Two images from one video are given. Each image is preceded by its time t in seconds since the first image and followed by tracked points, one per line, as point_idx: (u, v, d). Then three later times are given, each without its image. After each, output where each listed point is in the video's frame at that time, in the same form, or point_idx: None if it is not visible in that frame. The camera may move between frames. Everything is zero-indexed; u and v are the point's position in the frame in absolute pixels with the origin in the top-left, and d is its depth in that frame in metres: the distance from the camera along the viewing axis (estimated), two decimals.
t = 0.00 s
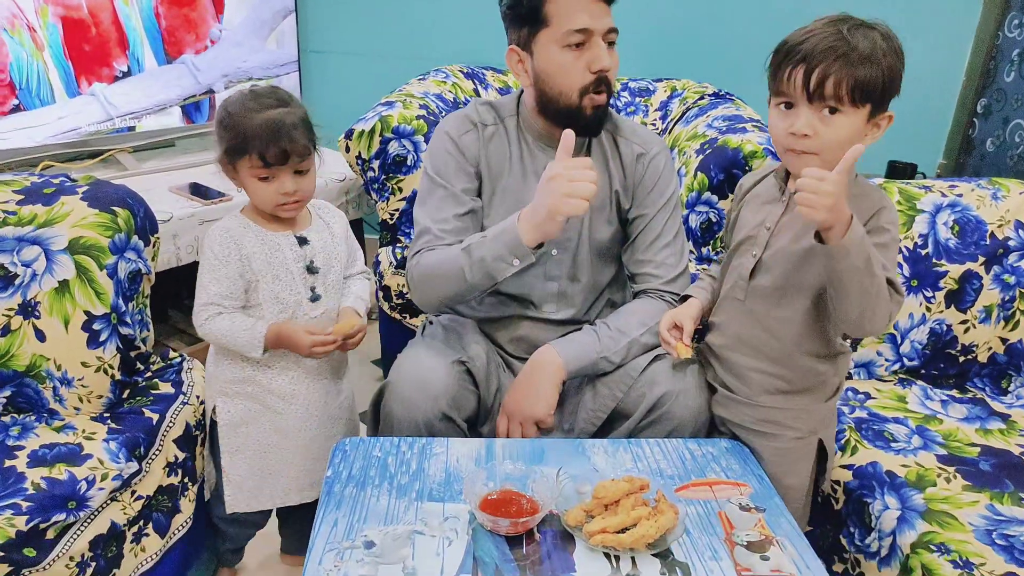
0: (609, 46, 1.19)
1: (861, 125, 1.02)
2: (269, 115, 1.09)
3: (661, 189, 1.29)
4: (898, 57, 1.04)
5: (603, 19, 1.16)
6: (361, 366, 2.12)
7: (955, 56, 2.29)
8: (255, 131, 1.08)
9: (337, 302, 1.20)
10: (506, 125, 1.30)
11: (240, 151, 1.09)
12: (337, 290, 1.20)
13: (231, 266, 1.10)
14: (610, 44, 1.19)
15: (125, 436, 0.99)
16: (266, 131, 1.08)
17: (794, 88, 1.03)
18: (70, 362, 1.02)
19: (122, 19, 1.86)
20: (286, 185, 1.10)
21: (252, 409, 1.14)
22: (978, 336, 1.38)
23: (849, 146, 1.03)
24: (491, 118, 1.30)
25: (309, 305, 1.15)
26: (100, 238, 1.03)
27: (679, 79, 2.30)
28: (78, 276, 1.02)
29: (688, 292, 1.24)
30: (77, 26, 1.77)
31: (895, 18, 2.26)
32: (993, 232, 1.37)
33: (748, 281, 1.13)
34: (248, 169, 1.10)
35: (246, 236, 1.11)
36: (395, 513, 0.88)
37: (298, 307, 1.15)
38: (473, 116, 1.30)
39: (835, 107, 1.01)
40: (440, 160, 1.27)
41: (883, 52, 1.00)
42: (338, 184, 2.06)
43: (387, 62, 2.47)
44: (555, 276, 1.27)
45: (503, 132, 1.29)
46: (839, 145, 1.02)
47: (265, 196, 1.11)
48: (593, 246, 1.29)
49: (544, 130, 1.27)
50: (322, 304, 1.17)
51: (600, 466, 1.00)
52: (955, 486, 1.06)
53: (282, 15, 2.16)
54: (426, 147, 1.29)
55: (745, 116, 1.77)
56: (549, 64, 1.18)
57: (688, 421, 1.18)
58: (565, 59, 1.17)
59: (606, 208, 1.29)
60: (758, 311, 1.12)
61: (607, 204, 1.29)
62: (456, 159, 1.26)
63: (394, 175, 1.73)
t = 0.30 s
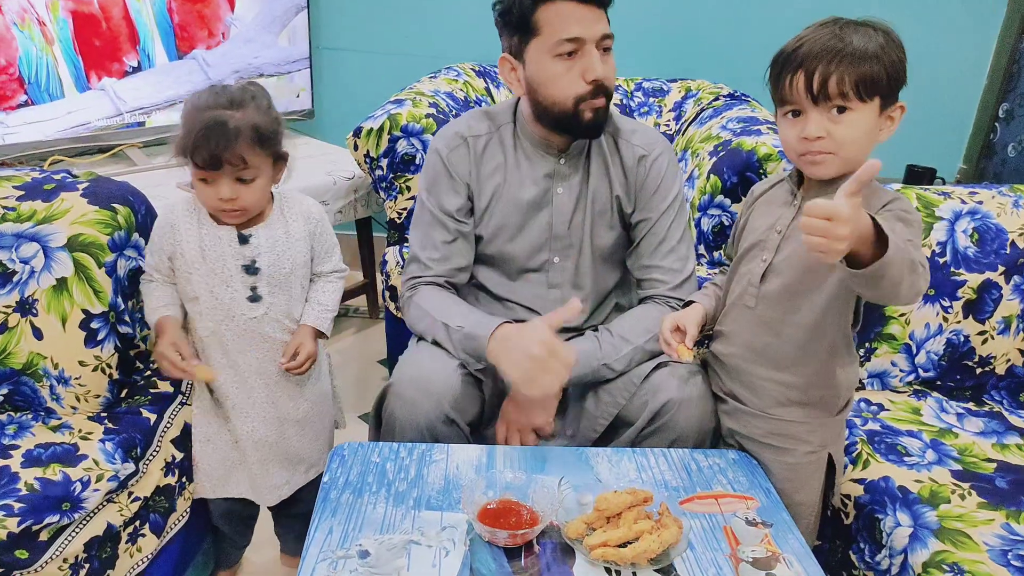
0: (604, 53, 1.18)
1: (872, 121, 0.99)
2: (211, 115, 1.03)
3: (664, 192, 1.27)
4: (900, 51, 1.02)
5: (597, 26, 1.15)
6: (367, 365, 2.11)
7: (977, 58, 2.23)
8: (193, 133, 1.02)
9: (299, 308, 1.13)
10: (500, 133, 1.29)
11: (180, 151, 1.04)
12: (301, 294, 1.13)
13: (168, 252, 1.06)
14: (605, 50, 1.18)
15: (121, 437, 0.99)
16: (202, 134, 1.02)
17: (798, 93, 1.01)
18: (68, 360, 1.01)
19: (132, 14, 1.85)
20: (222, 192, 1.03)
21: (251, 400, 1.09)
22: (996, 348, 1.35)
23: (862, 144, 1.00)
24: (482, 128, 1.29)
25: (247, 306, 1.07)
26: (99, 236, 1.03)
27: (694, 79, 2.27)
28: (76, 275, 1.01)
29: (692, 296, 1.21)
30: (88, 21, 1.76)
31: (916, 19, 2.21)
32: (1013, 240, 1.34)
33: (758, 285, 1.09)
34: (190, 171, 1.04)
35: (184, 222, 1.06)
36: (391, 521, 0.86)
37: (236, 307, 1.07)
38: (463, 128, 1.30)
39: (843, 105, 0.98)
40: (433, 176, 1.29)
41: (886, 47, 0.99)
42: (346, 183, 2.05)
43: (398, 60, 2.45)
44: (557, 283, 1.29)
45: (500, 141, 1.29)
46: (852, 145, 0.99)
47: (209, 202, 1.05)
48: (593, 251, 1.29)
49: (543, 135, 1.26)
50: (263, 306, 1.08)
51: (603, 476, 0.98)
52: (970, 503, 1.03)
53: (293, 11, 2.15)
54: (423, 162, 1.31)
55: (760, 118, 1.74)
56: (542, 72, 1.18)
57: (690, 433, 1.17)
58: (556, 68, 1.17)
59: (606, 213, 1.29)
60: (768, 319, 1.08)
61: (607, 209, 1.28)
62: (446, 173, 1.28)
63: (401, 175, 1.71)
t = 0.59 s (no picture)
0: (585, 71, 1.17)
1: (863, 132, 0.98)
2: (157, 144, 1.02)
3: (649, 207, 1.26)
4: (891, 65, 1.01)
5: (579, 43, 1.15)
6: (366, 380, 2.10)
7: (979, 71, 2.23)
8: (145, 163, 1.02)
9: (304, 324, 1.16)
10: (483, 149, 1.29)
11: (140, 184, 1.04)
12: (296, 303, 1.14)
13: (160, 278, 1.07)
14: (588, 67, 1.17)
15: (110, 459, 0.99)
16: (151, 164, 1.01)
17: (787, 107, 1.01)
18: (58, 380, 1.02)
19: (132, 29, 1.85)
20: (180, 221, 1.03)
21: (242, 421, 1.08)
22: (999, 365, 1.33)
23: (855, 156, 0.98)
24: (465, 143, 1.30)
25: (240, 316, 1.08)
26: (90, 253, 1.02)
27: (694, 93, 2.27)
28: (67, 293, 1.01)
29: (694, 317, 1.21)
30: (88, 36, 1.75)
31: (916, 32, 2.21)
32: (1015, 256, 1.32)
33: (751, 303, 1.08)
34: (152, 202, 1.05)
35: (172, 250, 1.07)
36: (382, 545, 0.85)
37: (229, 318, 1.07)
38: (446, 144, 1.30)
39: (831, 116, 0.98)
40: (418, 191, 1.28)
41: (873, 58, 0.98)
42: (344, 197, 2.04)
43: (398, 74, 2.45)
44: (545, 301, 1.28)
45: (485, 158, 1.29)
46: (843, 155, 0.98)
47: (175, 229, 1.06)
48: (581, 269, 1.29)
49: (527, 152, 1.26)
50: (257, 314, 1.08)
51: (599, 498, 0.96)
52: (973, 525, 1.01)
53: (293, 26, 2.19)
54: (407, 182, 1.30)
55: (760, 132, 1.73)
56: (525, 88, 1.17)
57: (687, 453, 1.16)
58: (538, 86, 1.16)
59: (591, 230, 1.28)
60: (762, 337, 1.06)
61: (591, 226, 1.28)
62: (429, 190, 1.27)
63: (399, 190, 1.71)
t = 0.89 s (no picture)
0: (563, 81, 1.16)
1: (865, 139, 0.97)
2: (159, 158, 1.02)
3: (648, 214, 1.25)
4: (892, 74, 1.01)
5: (554, 52, 1.14)
6: (368, 391, 2.09)
7: (980, 77, 2.22)
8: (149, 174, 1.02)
9: (306, 336, 1.16)
10: (480, 157, 1.29)
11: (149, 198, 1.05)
12: (297, 311, 1.14)
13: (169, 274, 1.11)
14: (563, 76, 1.16)
15: (107, 472, 0.98)
16: (154, 176, 1.02)
17: (788, 114, 1.01)
18: (54, 394, 1.02)
19: (132, 41, 1.86)
20: (186, 230, 1.04)
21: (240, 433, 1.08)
22: (1003, 374, 1.31)
23: (856, 163, 0.97)
24: (461, 153, 1.29)
25: (235, 322, 1.08)
26: (87, 266, 1.02)
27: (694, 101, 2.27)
28: (63, 306, 1.01)
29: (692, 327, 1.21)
30: (87, 48, 1.76)
31: (916, 39, 2.20)
32: (1018, 263, 1.31)
33: (752, 312, 1.08)
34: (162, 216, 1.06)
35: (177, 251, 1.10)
36: (379, 559, 0.84)
37: (226, 324, 1.08)
38: (442, 154, 1.30)
39: (833, 123, 0.97)
40: (415, 200, 1.28)
41: (875, 66, 0.98)
42: (345, 207, 2.04)
43: (398, 83, 2.46)
44: (543, 310, 1.28)
45: (482, 168, 1.28)
46: (844, 163, 0.97)
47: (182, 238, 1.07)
48: (578, 278, 1.28)
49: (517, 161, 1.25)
50: (252, 321, 1.08)
51: (598, 510, 0.96)
52: (977, 537, 1.00)
53: (293, 37, 2.20)
54: (405, 191, 1.30)
55: (760, 140, 1.72)
56: (501, 95, 1.18)
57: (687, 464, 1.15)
58: (511, 94, 1.17)
59: (589, 238, 1.27)
60: (764, 347, 1.05)
61: (589, 234, 1.27)
62: (425, 200, 1.27)
63: (399, 200, 1.70)
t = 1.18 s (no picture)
0: (540, 91, 1.17)
1: (869, 145, 0.97)
2: (206, 146, 1.04)
3: (654, 221, 1.25)
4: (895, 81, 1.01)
5: (526, 61, 1.14)
6: (369, 398, 2.09)
7: (981, 82, 2.22)
8: (195, 163, 1.03)
9: (311, 338, 1.16)
10: (485, 165, 1.29)
11: (186, 189, 1.04)
12: (305, 321, 1.14)
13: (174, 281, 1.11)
14: (538, 85, 1.16)
15: (107, 480, 0.98)
16: (204, 162, 1.03)
17: (792, 119, 1.01)
18: (54, 403, 1.02)
19: (134, 50, 1.87)
20: (243, 213, 1.05)
21: (240, 439, 1.08)
22: (1005, 380, 1.31)
23: (859, 168, 0.97)
24: (466, 160, 1.30)
25: (248, 332, 1.09)
26: (87, 275, 1.03)
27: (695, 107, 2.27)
28: (62, 314, 1.01)
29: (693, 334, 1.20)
30: (90, 57, 1.77)
31: (916, 44, 2.21)
32: (1020, 269, 1.31)
33: (757, 318, 1.07)
34: (199, 207, 1.05)
35: (183, 256, 1.10)
36: (378, 567, 0.84)
37: (237, 335, 1.09)
38: (448, 162, 1.30)
39: (838, 128, 0.97)
40: (421, 207, 1.28)
41: (879, 73, 0.98)
42: (346, 215, 2.05)
43: (399, 91, 2.47)
44: (547, 316, 1.28)
45: (488, 174, 1.29)
46: (848, 168, 0.97)
47: (227, 230, 1.06)
48: (584, 284, 1.28)
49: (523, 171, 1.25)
50: (264, 331, 1.09)
51: (598, 518, 0.95)
52: (980, 544, 0.99)
53: (295, 45, 2.21)
54: (411, 197, 1.30)
55: (761, 146, 1.72)
56: (490, 104, 1.20)
57: (689, 471, 1.15)
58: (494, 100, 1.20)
59: (595, 245, 1.27)
60: (769, 353, 1.05)
61: (596, 241, 1.27)
62: (431, 207, 1.27)
63: (400, 207, 1.71)
